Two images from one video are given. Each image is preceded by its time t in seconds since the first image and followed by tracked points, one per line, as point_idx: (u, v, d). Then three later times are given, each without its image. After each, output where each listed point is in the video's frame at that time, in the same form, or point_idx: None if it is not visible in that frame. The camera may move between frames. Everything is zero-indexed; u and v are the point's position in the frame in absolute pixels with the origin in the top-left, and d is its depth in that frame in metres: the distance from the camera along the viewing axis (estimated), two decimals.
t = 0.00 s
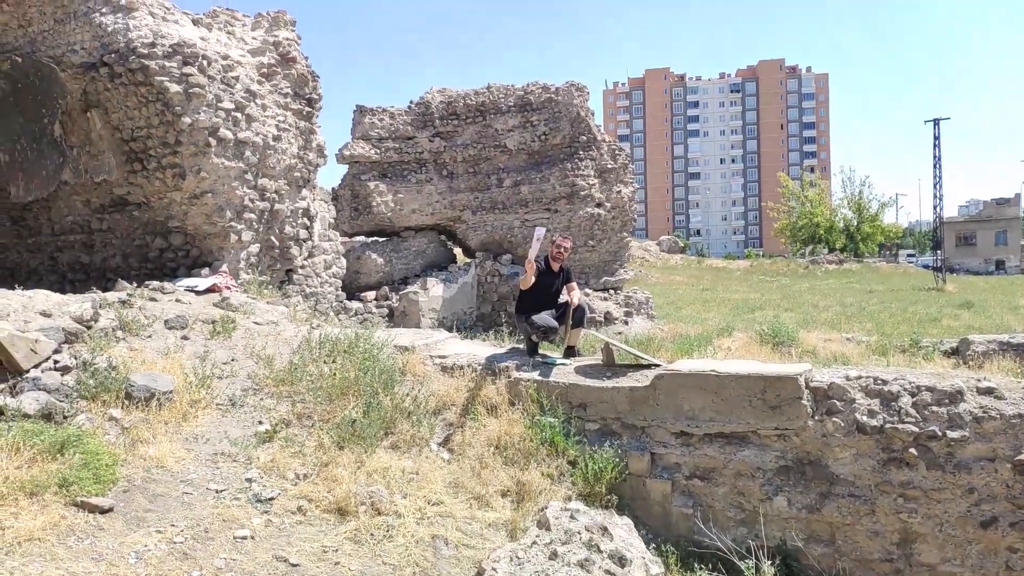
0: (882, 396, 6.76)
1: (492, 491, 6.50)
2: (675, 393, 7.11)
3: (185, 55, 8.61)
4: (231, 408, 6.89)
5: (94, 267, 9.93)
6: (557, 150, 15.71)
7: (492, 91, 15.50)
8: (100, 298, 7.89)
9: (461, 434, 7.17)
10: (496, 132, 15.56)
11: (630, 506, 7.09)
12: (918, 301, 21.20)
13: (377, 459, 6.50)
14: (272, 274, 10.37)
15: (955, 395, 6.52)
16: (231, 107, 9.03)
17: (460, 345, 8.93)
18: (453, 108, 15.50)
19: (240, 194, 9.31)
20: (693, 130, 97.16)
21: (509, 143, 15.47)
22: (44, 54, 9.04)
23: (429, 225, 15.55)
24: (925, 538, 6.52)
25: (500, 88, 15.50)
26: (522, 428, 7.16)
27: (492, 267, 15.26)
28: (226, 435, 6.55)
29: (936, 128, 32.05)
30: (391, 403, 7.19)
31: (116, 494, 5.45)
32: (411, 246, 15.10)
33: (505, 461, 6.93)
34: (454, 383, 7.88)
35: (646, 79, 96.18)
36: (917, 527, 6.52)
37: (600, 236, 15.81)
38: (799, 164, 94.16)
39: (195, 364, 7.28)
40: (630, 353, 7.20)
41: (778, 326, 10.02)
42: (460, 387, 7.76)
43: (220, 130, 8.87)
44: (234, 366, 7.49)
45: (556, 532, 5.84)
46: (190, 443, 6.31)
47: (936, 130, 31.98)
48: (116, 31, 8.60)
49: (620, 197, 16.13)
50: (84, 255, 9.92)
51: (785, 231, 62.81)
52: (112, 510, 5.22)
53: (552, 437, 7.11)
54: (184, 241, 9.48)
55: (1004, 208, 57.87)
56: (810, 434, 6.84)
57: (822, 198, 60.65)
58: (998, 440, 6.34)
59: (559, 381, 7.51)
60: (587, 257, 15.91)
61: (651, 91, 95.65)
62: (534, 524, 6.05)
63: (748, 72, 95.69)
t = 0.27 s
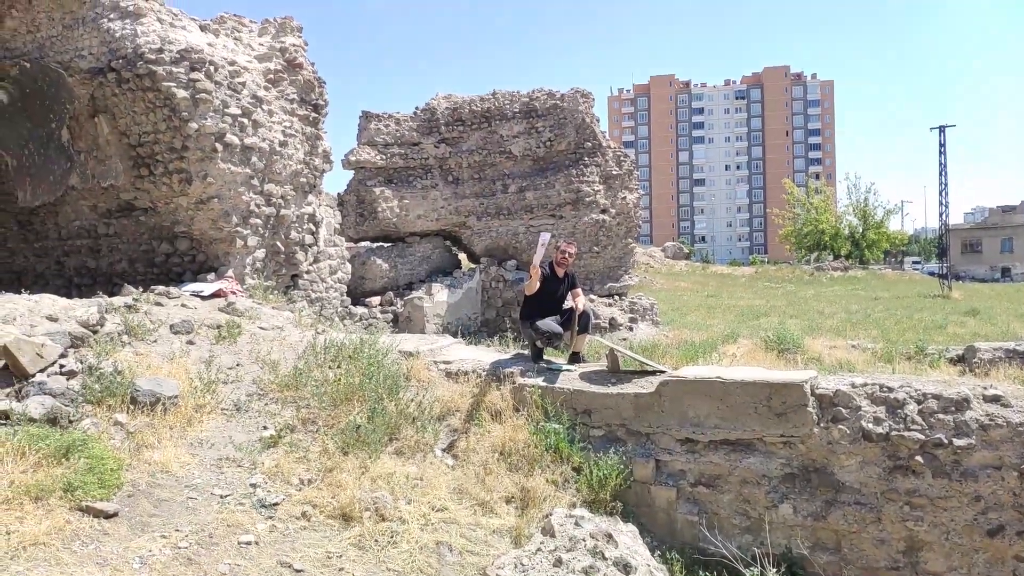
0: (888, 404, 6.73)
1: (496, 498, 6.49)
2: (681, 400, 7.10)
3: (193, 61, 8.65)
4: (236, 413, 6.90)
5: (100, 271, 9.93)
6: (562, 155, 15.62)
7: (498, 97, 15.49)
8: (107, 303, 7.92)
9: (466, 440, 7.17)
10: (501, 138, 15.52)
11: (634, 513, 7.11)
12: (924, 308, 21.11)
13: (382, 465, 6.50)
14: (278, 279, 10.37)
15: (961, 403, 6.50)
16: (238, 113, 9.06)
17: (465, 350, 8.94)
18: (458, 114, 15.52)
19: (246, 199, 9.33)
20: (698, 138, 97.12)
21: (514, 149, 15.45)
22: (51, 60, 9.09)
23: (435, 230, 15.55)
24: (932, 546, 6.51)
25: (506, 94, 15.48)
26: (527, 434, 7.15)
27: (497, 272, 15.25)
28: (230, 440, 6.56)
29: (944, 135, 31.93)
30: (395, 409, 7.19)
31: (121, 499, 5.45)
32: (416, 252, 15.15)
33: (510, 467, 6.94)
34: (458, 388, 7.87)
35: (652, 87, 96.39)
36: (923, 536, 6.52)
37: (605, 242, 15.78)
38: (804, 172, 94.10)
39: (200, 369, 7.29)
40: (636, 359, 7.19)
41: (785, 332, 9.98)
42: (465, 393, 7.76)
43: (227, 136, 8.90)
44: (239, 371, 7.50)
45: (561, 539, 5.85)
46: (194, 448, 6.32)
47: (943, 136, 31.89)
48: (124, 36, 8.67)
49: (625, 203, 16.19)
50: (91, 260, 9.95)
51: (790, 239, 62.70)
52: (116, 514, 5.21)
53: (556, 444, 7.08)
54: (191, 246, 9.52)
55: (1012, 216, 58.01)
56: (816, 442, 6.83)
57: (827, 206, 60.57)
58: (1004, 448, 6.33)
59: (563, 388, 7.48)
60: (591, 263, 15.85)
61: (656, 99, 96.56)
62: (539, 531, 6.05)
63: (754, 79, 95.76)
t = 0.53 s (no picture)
0: (893, 408, 6.75)
1: (500, 502, 6.47)
2: (685, 404, 7.09)
3: (196, 65, 8.62)
4: (240, 418, 6.89)
5: (103, 275, 9.96)
6: (566, 159, 15.72)
7: (502, 101, 15.52)
8: (110, 308, 7.90)
9: (470, 445, 7.15)
10: (505, 142, 15.53)
11: (639, 517, 7.03)
12: (930, 313, 21.17)
13: (386, 470, 6.49)
14: (282, 284, 10.38)
15: (966, 407, 6.52)
16: (241, 117, 9.07)
17: (469, 355, 8.93)
18: (462, 118, 15.48)
19: (249, 204, 9.31)
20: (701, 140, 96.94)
21: (518, 153, 15.48)
22: (53, 64, 9.06)
23: (438, 234, 15.52)
24: (937, 550, 6.58)
25: (510, 98, 15.52)
26: (531, 439, 7.15)
27: (501, 276, 15.18)
28: (234, 444, 6.55)
29: (948, 138, 31.90)
30: (399, 413, 7.16)
31: (123, 505, 5.45)
32: (418, 255, 15.12)
33: (514, 472, 6.91)
34: (462, 393, 7.85)
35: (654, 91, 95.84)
36: (927, 540, 6.59)
37: (610, 246, 15.80)
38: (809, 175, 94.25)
39: (204, 374, 7.28)
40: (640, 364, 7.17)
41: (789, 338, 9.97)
42: (469, 397, 7.74)
43: (230, 140, 8.90)
44: (243, 376, 7.49)
45: (565, 544, 5.82)
46: (198, 453, 6.31)
47: (948, 139, 31.85)
48: (127, 41, 8.70)
49: (630, 207, 16.14)
50: (94, 265, 9.96)
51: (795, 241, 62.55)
52: (120, 520, 5.21)
53: (560, 448, 7.09)
54: (195, 251, 9.50)
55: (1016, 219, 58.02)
56: (820, 446, 6.83)
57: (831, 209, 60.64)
58: (1009, 452, 6.39)
59: (568, 392, 7.49)
60: (595, 268, 15.87)
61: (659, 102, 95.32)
62: (543, 536, 6.02)
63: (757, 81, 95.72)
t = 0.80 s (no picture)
0: (910, 413, 6.45)
1: (500, 514, 6.14)
2: (693, 410, 6.77)
3: (180, 58, 8.33)
4: (227, 427, 6.58)
5: (84, 278, 9.58)
6: (568, 155, 15.36)
7: (500, 95, 15.19)
8: (91, 312, 7.59)
9: (468, 454, 6.82)
10: (504, 137, 15.21)
11: (646, 529, 6.74)
12: (949, 313, 20.70)
13: (381, 480, 6.17)
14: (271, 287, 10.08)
15: (987, 412, 6.23)
16: (228, 113, 8.75)
17: (467, 360, 8.61)
18: (459, 112, 15.23)
19: (237, 203, 9.06)
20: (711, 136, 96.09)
21: (518, 149, 15.13)
22: (32, 58, 8.77)
23: (435, 234, 15.21)
24: (958, 562, 6.33)
25: (509, 91, 15.20)
26: (532, 448, 6.83)
27: (500, 277, 14.87)
28: (221, 454, 6.24)
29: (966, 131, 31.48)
30: (394, 421, 6.83)
31: (107, 517, 5.14)
32: (415, 255, 14.85)
33: (515, 482, 6.59)
34: (459, 400, 7.53)
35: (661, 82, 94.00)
36: (947, 551, 6.34)
37: (614, 246, 15.38)
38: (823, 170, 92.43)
39: (190, 381, 6.97)
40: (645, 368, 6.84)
41: (799, 339, 9.64)
42: (467, 404, 7.43)
43: (217, 136, 8.61)
44: (231, 383, 7.17)
45: (568, 557, 5.50)
46: (184, 464, 5.99)
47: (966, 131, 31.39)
48: (108, 33, 8.38)
49: (635, 204, 15.73)
50: (74, 267, 9.63)
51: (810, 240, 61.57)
52: (102, 533, 4.90)
53: (563, 457, 6.76)
54: (180, 253, 9.21)
55: None
56: (834, 453, 6.53)
57: (844, 205, 60.18)
58: None
59: (570, 398, 7.17)
60: (599, 268, 15.49)
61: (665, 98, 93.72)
62: (545, 549, 5.69)
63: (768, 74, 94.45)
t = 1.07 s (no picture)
0: (945, 423, 5.90)
1: (497, 536, 5.50)
2: (707, 421, 6.19)
3: (145, 36, 7.73)
4: (197, 442, 5.97)
5: (39, 278, 8.96)
6: (571, 142, 14.66)
7: (497, 77, 14.41)
8: (47, 315, 7.00)
9: (461, 470, 6.17)
10: (500, 122, 14.43)
11: (656, 551, 6.13)
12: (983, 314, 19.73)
13: (366, 499, 5.57)
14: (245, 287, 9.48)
15: None
16: (197, 96, 8.14)
17: (461, 367, 7.99)
18: (451, 95, 14.41)
19: (207, 195, 8.43)
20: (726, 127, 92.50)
21: (515, 136, 14.37)
22: None
23: (426, 229, 14.43)
24: None
25: (506, 73, 14.41)
26: (532, 463, 6.20)
27: (496, 277, 14.05)
28: (189, 472, 5.63)
29: (1004, 116, 30.74)
30: (380, 434, 6.20)
31: (64, 542, 4.56)
32: (404, 252, 14.07)
33: (513, 501, 5.96)
34: (452, 410, 6.91)
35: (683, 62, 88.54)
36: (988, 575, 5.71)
37: (620, 241, 14.71)
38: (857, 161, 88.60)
39: (156, 392, 6.34)
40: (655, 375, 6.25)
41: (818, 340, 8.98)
42: (461, 415, 6.83)
43: (185, 122, 8.01)
44: (201, 394, 6.54)
45: None
46: (148, 482, 5.38)
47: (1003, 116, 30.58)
48: (64, 9, 7.80)
49: (642, 195, 15.11)
50: (28, 266, 8.99)
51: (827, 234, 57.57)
52: (61, 560, 4.34)
53: (566, 473, 6.14)
54: (143, 249, 8.63)
55: None
56: (861, 467, 5.97)
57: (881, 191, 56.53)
58: None
59: (574, 409, 6.56)
60: (604, 266, 14.79)
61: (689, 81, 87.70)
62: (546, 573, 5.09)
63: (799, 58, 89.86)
